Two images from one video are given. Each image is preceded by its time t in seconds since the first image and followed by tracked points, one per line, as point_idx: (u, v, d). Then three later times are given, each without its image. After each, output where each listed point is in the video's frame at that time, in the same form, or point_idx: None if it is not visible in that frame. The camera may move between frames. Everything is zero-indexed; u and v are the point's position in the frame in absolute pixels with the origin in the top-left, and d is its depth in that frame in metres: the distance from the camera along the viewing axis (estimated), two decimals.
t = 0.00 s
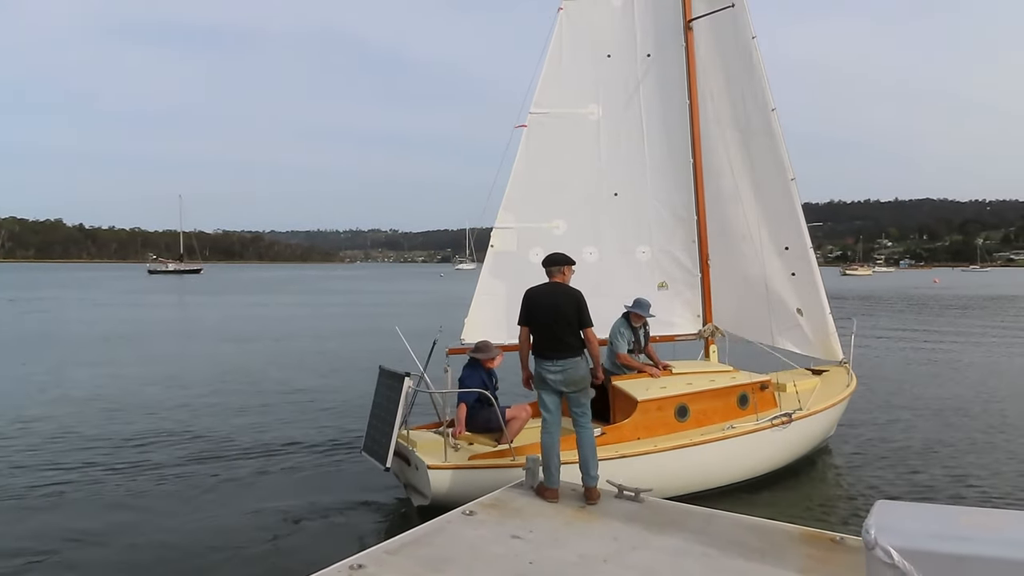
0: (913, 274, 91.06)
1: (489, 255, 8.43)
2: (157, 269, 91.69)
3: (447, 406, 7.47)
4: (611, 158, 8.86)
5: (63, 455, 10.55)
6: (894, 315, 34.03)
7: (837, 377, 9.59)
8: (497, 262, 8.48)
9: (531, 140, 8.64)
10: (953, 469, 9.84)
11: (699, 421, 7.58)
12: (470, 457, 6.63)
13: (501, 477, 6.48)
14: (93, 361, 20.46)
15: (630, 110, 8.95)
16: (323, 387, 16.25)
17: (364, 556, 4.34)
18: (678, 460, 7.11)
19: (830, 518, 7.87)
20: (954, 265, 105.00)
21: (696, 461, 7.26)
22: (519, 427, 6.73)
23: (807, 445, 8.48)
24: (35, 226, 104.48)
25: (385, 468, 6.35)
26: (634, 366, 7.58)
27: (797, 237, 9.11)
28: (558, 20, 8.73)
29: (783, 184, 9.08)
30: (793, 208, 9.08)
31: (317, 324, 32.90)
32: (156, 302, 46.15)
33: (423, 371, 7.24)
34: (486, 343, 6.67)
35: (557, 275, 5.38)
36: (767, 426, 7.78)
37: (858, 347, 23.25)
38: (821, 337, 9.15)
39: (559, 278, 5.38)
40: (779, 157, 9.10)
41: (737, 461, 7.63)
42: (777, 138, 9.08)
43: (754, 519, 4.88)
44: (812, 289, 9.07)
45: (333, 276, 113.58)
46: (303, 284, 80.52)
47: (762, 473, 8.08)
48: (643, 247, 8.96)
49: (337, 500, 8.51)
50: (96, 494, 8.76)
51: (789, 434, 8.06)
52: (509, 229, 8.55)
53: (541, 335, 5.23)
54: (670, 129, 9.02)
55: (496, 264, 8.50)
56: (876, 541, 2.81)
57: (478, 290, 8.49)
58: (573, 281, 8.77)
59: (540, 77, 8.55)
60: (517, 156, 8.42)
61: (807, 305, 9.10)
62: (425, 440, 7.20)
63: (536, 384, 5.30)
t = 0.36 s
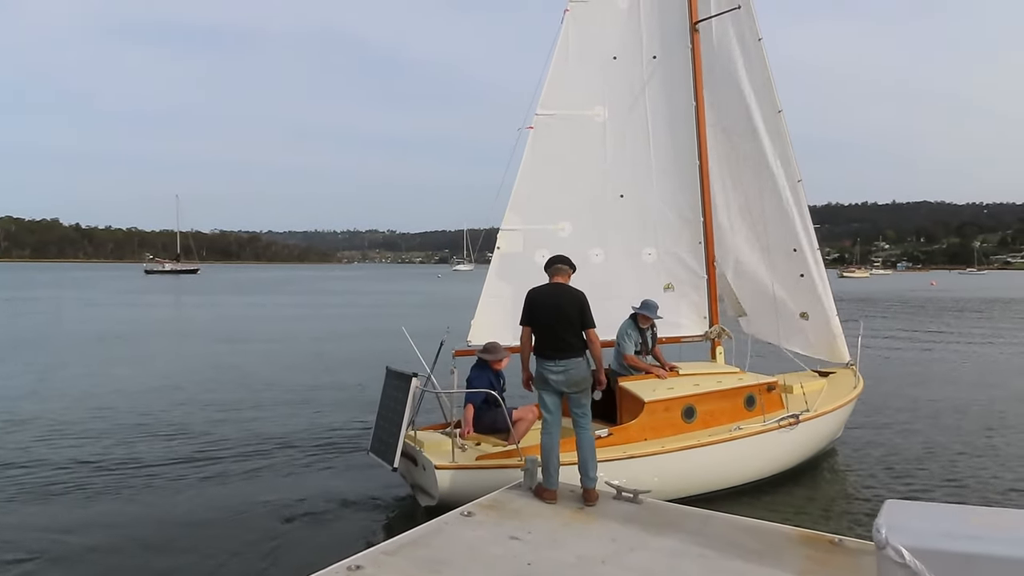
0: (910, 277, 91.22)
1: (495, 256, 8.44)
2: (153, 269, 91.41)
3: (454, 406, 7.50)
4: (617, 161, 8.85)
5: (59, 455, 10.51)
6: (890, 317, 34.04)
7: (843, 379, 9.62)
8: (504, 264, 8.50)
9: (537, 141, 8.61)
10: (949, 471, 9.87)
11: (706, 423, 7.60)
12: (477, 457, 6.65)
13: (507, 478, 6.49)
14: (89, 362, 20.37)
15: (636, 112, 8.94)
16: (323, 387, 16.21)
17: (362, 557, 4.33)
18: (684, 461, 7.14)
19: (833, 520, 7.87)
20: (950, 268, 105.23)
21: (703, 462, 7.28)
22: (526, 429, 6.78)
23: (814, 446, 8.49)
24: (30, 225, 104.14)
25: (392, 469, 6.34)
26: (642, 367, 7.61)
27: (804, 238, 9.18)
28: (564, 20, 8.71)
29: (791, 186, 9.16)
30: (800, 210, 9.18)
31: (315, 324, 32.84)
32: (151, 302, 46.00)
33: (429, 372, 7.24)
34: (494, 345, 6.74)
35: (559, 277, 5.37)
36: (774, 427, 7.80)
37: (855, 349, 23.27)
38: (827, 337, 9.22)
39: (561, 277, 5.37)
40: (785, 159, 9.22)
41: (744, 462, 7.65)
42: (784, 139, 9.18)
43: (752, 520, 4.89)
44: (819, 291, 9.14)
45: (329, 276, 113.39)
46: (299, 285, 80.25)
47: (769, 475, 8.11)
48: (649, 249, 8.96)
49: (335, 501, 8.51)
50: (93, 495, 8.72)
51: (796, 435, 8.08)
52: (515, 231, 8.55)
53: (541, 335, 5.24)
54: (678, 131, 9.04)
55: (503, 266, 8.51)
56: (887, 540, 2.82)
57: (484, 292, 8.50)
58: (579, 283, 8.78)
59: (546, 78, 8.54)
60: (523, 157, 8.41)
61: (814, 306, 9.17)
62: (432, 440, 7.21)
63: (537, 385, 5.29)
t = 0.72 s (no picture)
0: (908, 271, 91.30)
1: (504, 250, 8.68)
2: (152, 263, 91.30)
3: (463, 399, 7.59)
4: (624, 155, 8.99)
5: (61, 448, 10.56)
6: (890, 311, 34.05)
7: (852, 373, 9.63)
8: (512, 258, 8.73)
9: (546, 136, 8.84)
10: (948, 464, 9.90)
11: (715, 415, 7.63)
12: (487, 450, 6.70)
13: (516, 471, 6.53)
14: (91, 355, 20.44)
15: (644, 106, 9.07)
16: (327, 381, 16.25)
17: (364, 549, 4.35)
18: (693, 454, 7.18)
19: (838, 512, 7.90)
20: (948, 262, 105.28)
21: (712, 455, 7.33)
22: (534, 422, 6.93)
23: (822, 439, 8.52)
24: (28, 219, 103.94)
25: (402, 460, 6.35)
26: (650, 360, 7.59)
27: (812, 232, 9.14)
28: (573, 17, 8.89)
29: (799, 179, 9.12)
30: (809, 204, 9.11)
31: (316, 318, 32.87)
32: (150, 296, 46.02)
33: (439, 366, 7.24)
34: (503, 340, 6.79)
35: (560, 271, 5.40)
36: (783, 419, 7.83)
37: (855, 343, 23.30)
38: (836, 330, 9.18)
39: (563, 272, 5.40)
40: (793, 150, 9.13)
41: (752, 455, 7.68)
42: (792, 132, 9.09)
43: (753, 513, 4.90)
44: (828, 285, 9.08)
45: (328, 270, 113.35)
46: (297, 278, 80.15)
47: (778, 468, 8.14)
48: (658, 242, 9.08)
49: (337, 495, 8.54)
50: (95, 488, 8.77)
51: (805, 428, 8.10)
52: (523, 225, 8.78)
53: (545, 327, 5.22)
54: (685, 125, 9.12)
55: (511, 260, 8.74)
56: (902, 527, 2.41)
57: (494, 285, 8.72)
58: (587, 277, 8.91)
59: (553, 74, 8.74)
60: (532, 152, 8.62)
61: (822, 300, 9.14)
62: (442, 432, 7.23)
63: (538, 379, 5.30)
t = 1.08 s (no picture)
0: (896, 267, 91.93)
1: (504, 247, 8.74)
2: (138, 259, 90.50)
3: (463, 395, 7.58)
4: (623, 151, 9.05)
5: (50, 446, 10.48)
6: (879, 307, 34.26)
7: (851, 368, 9.69)
8: (512, 254, 8.79)
9: (545, 132, 8.89)
10: (936, 458, 10.00)
11: (714, 410, 7.68)
12: (488, 445, 6.72)
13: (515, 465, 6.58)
14: (80, 353, 20.28)
15: (643, 103, 9.16)
16: (321, 378, 16.18)
17: (357, 546, 4.34)
18: (692, 448, 7.24)
19: (833, 505, 7.96)
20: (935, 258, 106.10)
21: (712, 449, 7.40)
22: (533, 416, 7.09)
23: (821, 433, 8.58)
24: (13, 215, 102.83)
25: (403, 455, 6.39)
26: (650, 355, 7.59)
27: (811, 226, 9.14)
28: (573, 13, 8.95)
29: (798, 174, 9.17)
30: (808, 198, 9.14)
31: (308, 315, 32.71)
32: (138, 294, 45.67)
33: (439, 361, 7.22)
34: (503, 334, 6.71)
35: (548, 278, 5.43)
36: (782, 414, 7.88)
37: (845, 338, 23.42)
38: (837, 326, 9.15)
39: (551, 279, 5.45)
40: (794, 147, 9.18)
41: (752, 449, 7.74)
42: (792, 127, 9.16)
43: (745, 507, 4.94)
44: (827, 279, 9.08)
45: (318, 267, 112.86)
46: (287, 275, 79.77)
47: (778, 462, 8.20)
48: (657, 238, 9.13)
49: (330, 493, 8.52)
50: (85, 487, 8.71)
51: (804, 423, 8.16)
52: (523, 221, 8.84)
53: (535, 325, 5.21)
54: (685, 121, 9.21)
55: (511, 256, 8.80)
56: (904, 513, 2.40)
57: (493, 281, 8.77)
58: (587, 273, 8.96)
59: (553, 70, 8.79)
60: (531, 147, 8.67)
61: (823, 295, 9.09)
62: (442, 426, 7.26)
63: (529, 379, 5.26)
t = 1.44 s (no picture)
0: (876, 262, 92.94)
1: (499, 242, 8.89)
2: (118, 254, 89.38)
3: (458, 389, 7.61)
4: (617, 147, 9.17)
5: (31, 443, 10.35)
6: (860, 302, 34.64)
7: (842, 363, 9.80)
8: (507, 249, 8.93)
9: (540, 128, 9.03)
10: (915, 451, 10.16)
11: (707, 405, 7.75)
12: (483, 439, 6.74)
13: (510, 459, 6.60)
14: (60, 349, 20.01)
15: (637, 99, 9.25)
16: (312, 374, 16.10)
17: (344, 541, 4.33)
18: (685, 442, 7.32)
19: (823, 499, 8.04)
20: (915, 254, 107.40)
21: (705, 444, 7.47)
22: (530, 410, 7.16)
23: (814, 427, 8.68)
24: None
25: (399, 449, 6.38)
26: (644, 350, 7.71)
27: (805, 222, 9.23)
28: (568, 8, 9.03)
29: (792, 170, 9.22)
30: (802, 194, 9.21)
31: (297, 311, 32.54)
32: (118, 289, 45.12)
33: (434, 355, 7.22)
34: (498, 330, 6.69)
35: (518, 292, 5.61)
36: (774, 409, 7.96)
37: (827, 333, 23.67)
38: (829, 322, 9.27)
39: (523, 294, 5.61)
40: (788, 143, 9.23)
41: (744, 443, 7.83)
42: (786, 123, 9.18)
43: (730, 500, 4.99)
44: (820, 274, 9.22)
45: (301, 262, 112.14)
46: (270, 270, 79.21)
47: (770, 456, 8.29)
48: (652, 233, 9.26)
49: (317, 489, 8.50)
50: (68, 484, 8.62)
51: (796, 417, 8.26)
52: (519, 217, 8.97)
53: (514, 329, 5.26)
54: (680, 117, 9.31)
55: (506, 251, 8.94)
56: (892, 497, 2.29)
57: (488, 276, 8.92)
58: (582, 268, 9.07)
59: (548, 66, 8.90)
60: (526, 143, 8.81)
61: (816, 290, 9.22)
62: (437, 421, 7.28)
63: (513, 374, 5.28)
